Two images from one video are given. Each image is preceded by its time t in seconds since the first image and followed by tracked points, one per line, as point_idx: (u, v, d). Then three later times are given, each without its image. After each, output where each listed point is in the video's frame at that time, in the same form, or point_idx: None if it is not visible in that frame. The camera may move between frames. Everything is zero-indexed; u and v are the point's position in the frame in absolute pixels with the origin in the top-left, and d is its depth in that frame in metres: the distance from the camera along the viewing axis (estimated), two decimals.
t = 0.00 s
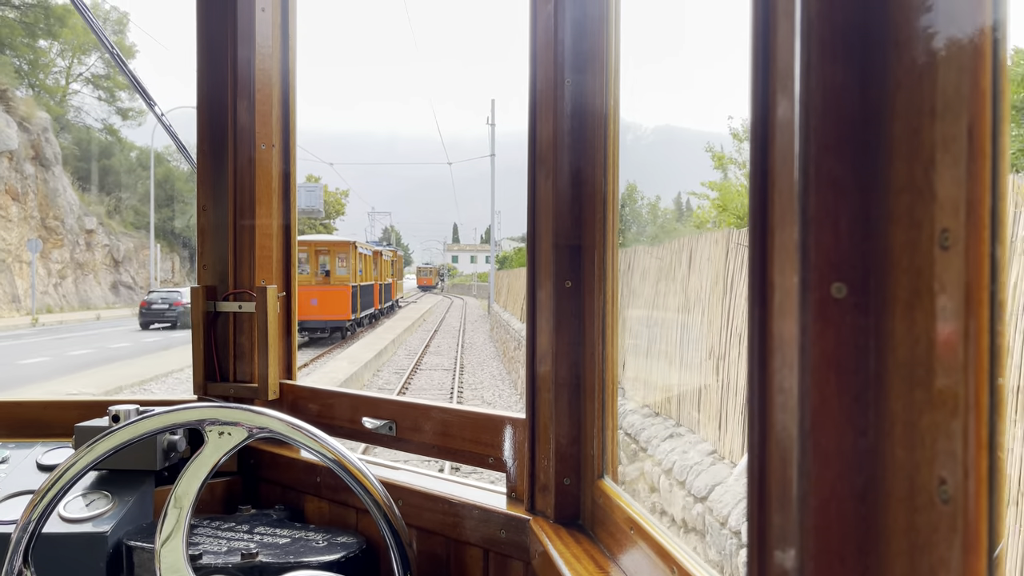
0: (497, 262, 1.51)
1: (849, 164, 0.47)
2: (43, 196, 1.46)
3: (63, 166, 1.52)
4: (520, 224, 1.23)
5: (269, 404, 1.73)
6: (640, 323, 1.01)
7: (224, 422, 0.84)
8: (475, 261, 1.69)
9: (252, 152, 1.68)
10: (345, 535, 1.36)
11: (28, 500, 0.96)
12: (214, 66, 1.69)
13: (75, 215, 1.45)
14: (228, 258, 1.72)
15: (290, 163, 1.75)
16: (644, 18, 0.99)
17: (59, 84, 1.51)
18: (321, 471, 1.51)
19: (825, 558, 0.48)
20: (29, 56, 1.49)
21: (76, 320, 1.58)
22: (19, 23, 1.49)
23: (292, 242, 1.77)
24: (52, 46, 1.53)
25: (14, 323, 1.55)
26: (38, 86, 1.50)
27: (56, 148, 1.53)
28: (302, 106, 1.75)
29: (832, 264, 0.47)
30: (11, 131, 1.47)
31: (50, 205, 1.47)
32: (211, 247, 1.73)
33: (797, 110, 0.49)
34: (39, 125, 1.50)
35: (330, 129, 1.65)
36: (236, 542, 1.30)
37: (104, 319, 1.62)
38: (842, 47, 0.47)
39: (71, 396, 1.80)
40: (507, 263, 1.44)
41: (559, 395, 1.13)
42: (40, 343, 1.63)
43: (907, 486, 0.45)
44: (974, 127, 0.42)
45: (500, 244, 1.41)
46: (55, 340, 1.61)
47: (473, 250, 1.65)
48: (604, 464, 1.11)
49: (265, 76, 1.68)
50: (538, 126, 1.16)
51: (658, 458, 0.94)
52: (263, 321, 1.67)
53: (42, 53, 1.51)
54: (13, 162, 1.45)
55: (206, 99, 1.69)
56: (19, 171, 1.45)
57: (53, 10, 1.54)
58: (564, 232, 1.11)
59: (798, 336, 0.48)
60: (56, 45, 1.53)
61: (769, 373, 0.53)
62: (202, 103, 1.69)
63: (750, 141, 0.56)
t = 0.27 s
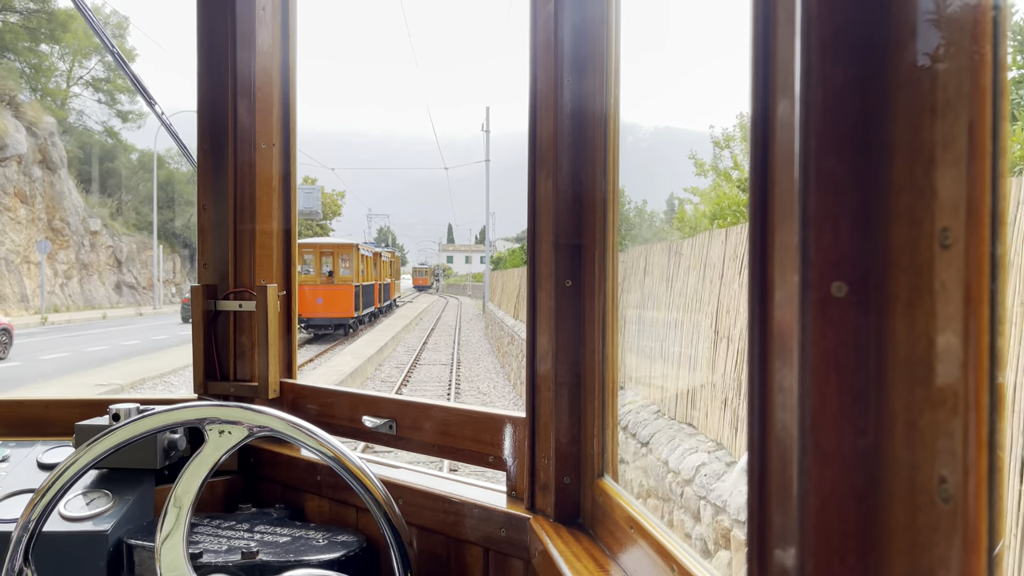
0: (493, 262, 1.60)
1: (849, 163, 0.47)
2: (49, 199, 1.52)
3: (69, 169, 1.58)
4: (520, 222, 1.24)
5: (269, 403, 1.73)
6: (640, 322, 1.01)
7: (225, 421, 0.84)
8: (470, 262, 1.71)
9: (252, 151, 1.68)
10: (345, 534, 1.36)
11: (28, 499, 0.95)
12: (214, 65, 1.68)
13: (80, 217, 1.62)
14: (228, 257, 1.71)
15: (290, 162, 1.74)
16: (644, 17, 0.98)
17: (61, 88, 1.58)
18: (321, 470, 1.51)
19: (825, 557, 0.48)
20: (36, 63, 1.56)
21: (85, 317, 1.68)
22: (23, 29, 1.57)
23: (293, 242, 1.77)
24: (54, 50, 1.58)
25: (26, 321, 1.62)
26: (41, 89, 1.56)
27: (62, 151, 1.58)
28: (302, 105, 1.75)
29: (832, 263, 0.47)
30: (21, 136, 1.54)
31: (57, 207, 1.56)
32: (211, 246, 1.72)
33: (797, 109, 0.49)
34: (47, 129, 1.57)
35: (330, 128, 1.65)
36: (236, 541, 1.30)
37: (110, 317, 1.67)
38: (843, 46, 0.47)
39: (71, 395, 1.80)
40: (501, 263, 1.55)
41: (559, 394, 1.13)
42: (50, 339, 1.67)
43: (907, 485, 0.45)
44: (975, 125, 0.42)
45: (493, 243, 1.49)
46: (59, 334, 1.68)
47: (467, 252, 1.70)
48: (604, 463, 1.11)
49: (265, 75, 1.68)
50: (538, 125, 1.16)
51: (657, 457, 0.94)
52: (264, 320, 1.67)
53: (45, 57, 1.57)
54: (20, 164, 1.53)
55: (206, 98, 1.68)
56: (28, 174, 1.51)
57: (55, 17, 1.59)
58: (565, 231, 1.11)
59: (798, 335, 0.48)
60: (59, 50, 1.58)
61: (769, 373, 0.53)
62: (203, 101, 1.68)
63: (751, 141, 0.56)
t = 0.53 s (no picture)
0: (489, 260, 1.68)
1: (850, 163, 0.47)
2: (55, 201, 1.56)
3: (74, 172, 1.58)
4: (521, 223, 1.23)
5: (270, 402, 1.73)
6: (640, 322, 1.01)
7: (225, 421, 0.84)
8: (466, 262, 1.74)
9: (253, 151, 1.68)
10: (345, 534, 1.36)
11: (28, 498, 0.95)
12: (215, 65, 1.68)
13: (84, 218, 1.58)
14: (228, 256, 1.71)
15: (291, 162, 1.74)
16: (645, 18, 0.98)
17: (62, 91, 1.56)
18: (321, 470, 1.51)
19: (826, 556, 0.48)
20: (37, 66, 1.54)
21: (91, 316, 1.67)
22: (23, 32, 1.55)
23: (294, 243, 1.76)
24: (55, 54, 1.56)
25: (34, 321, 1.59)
26: (42, 92, 1.54)
27: (67, 155, 1.58)
28: (304, 105, 1.74)
29: (832, 263, 0.47)
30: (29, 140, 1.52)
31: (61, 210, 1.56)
32: (212, 246, 1.72)
33: (797, 109, 0.49)
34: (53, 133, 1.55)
35: (331, 128, 1.65)
36: (236, 540, 1.30)
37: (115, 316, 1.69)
38: (843, 46, 0.47)
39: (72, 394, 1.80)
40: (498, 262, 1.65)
41: (560, 394, 1.13)
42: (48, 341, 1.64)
43: (908, 485, 0.45)
44: (974, 123, 0.42)
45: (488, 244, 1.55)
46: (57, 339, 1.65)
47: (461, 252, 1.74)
48: (604, 463, 1.11)
49: (266, 75, 1.68)
50: (539, 124, 1.16)
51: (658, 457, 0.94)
52: (264, 319, 1.67)
53: (47, 62, 1.55)
54: (29, 169, 1.50)
55: (207, 97, 1.69)
56: (35, 176, 1.51)
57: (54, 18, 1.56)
58: (566, 231, 1.11)
59: (799, 335, 0.48)
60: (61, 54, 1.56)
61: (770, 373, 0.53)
62: (204, 101, 1.68)
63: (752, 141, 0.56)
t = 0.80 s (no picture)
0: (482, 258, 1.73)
1: (852, 162, 0.47)
2: (60, 202, 1.56)
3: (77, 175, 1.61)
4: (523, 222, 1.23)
5: (271, 402, 1.73)
6: (643, 321, 1.01)
7: (227, 420, 0.85)
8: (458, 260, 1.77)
9: (254, 150, 1.68)
10: (347, 533, 1.36)
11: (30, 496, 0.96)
12: (217, 65, 1.69)
13: (88, 219, 1.58)
14: (230, 256, 1.72)
15: (292, 162, 1.74)
16: (647, 18, 0.99)
17: (62, 94, 1.58)
18: (323, 469, 1.51)
19: (827, 557, 0.47)
20: (37, 70, 1.56)
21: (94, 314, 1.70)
22: (24, 36, 1.57)
23: (296, 243, 1.76)
24: (55, 57, 1.58)
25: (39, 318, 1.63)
26: (42, 95, 1.57)
27: (71, 157, 1.62)
28: (305, 106, 1.74)
29: (835, 263, 0.47)
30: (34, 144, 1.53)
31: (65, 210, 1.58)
32: (213, 246, 1.72)
33: (799, 108, 0.49)
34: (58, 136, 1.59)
35: (333, 128, 1.65)
36: (238, 540, 1.30)
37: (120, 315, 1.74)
38: (846, 45, 0.47)
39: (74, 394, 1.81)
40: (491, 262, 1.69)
41: (561, 394, 1.13)
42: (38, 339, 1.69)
43: (910, 485, 0.45)
44: (978, 126, 0.42)
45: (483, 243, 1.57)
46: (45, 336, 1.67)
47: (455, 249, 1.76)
48: (606, 463, 1.11)
49: (268, 75, 1.68)
50: (540, 124, 1.16)
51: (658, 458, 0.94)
52: (266, 319, 1.67)
53: (48, 65, 1.57)
54: (36, 171, 1.51)
55: (208, 97, 1.69)
56: (40, 178, 1.50)
57: (53, 22, 1.58)
58: (567, 230, 1.11)
59: (800, 335, 0.48)
60: (63, 58, 1.58)
61: (770, 374, 0.53)
62: (205, 101, 1.69)
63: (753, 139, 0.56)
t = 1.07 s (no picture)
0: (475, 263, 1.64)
1: (853, 163, 0.47)
2: (65, 203, 1.61)
3: (81, 176, 1.62)
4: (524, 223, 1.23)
5: (271, 402, 1.73)
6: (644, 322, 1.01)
7: (227, 421, 0.84)
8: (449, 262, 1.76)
9: (254, 151, 1.68)
10: (347, 534, 1.36)
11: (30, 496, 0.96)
12: (217, 65, 1.69)
13: (92, 220, 1.62)
14: (230, 256, 1.72)
15: (292, 162, 1.74)
16: (647, 19, 0.99)
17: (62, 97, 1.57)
18: (323, 470, 1.51)
19: (827, 558, 0.47)
20: (40, 73, 1.55)
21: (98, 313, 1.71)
22: (26, 39, 1.54)
23: (296, 243, 1.77)
24: (57, 61, 1.55)
25: (44, 316, 1.64)
26: (44, 98, 1.57)
27: (75, 160, 1.61)
28: (305, 106, 1.74)
29: (835, 263, 0.47)
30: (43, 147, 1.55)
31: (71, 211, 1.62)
32: (214, 246, 1.73)
33: (800, 109, 0.49)
34: (63, 139, 1.57)
35: (334, 129, 1.65)
36: (238, 540, 1.30)
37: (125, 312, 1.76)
38: (847, 46, 0.47)
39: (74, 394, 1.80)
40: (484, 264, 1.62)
41: (561, 395, 1.13)
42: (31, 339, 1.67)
43: (909, 486, 0.45)
44: (978, 129, 0.43)
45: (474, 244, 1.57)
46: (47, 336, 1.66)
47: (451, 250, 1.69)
48: (606, 463, 1.11)
49: (268, 75, 1.68)
50: (541, 124, 1.16)
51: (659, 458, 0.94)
52: (266, 319, 1.67)
53: (51, 69, 1.55)
54: (42, 174, 1.54)
55: (208, 98, 1.69)
56: (47, 180, 1.54)
57: (53, 25, 1.56)
58: (568, 231, 1.11)
59: (801, 336, 0.48)
60: (65, 62, 1.56)
61: (771, 375, 0.53)
62: (205, 101, 1.69)
63: (754, 140, 0.56)
